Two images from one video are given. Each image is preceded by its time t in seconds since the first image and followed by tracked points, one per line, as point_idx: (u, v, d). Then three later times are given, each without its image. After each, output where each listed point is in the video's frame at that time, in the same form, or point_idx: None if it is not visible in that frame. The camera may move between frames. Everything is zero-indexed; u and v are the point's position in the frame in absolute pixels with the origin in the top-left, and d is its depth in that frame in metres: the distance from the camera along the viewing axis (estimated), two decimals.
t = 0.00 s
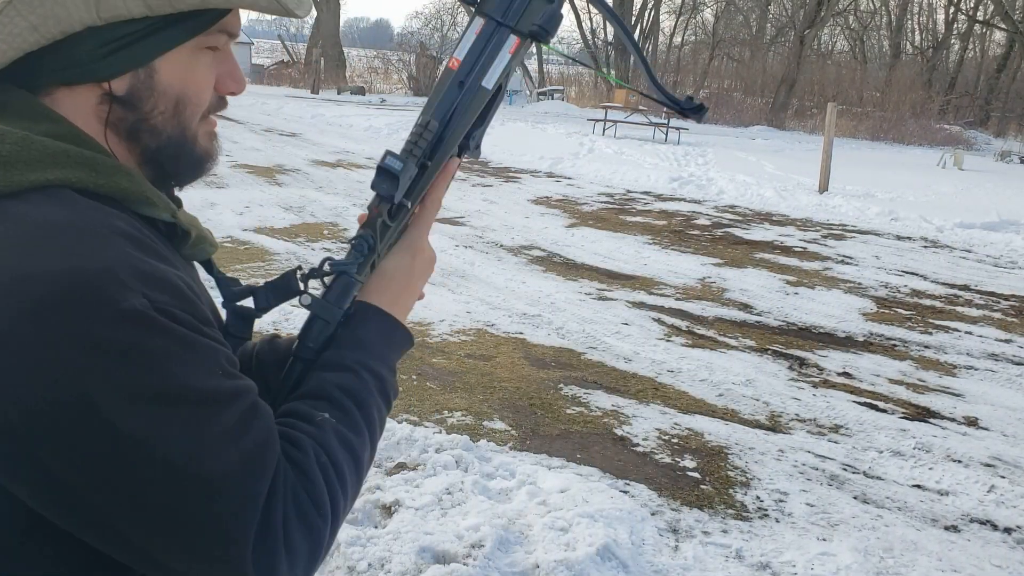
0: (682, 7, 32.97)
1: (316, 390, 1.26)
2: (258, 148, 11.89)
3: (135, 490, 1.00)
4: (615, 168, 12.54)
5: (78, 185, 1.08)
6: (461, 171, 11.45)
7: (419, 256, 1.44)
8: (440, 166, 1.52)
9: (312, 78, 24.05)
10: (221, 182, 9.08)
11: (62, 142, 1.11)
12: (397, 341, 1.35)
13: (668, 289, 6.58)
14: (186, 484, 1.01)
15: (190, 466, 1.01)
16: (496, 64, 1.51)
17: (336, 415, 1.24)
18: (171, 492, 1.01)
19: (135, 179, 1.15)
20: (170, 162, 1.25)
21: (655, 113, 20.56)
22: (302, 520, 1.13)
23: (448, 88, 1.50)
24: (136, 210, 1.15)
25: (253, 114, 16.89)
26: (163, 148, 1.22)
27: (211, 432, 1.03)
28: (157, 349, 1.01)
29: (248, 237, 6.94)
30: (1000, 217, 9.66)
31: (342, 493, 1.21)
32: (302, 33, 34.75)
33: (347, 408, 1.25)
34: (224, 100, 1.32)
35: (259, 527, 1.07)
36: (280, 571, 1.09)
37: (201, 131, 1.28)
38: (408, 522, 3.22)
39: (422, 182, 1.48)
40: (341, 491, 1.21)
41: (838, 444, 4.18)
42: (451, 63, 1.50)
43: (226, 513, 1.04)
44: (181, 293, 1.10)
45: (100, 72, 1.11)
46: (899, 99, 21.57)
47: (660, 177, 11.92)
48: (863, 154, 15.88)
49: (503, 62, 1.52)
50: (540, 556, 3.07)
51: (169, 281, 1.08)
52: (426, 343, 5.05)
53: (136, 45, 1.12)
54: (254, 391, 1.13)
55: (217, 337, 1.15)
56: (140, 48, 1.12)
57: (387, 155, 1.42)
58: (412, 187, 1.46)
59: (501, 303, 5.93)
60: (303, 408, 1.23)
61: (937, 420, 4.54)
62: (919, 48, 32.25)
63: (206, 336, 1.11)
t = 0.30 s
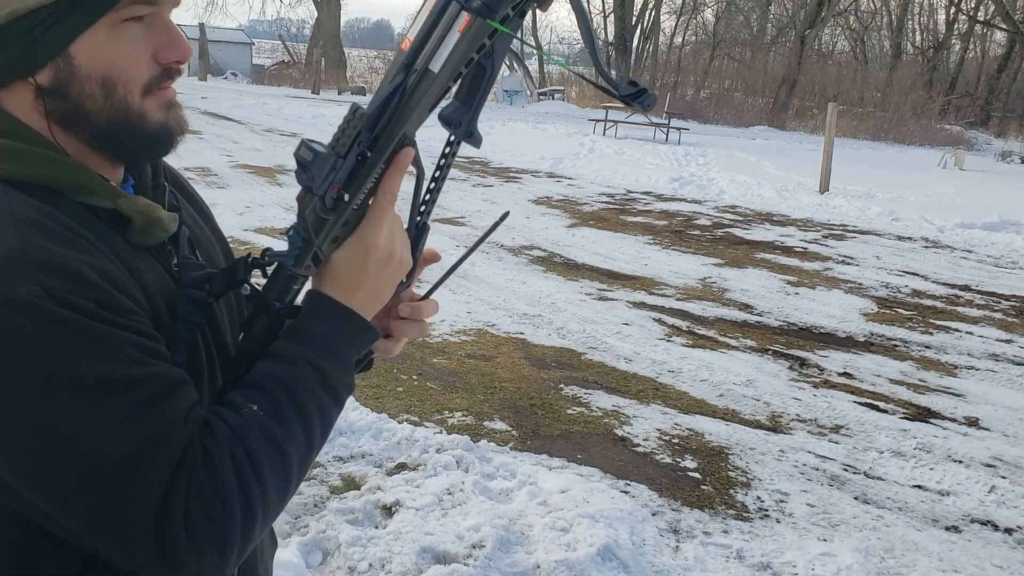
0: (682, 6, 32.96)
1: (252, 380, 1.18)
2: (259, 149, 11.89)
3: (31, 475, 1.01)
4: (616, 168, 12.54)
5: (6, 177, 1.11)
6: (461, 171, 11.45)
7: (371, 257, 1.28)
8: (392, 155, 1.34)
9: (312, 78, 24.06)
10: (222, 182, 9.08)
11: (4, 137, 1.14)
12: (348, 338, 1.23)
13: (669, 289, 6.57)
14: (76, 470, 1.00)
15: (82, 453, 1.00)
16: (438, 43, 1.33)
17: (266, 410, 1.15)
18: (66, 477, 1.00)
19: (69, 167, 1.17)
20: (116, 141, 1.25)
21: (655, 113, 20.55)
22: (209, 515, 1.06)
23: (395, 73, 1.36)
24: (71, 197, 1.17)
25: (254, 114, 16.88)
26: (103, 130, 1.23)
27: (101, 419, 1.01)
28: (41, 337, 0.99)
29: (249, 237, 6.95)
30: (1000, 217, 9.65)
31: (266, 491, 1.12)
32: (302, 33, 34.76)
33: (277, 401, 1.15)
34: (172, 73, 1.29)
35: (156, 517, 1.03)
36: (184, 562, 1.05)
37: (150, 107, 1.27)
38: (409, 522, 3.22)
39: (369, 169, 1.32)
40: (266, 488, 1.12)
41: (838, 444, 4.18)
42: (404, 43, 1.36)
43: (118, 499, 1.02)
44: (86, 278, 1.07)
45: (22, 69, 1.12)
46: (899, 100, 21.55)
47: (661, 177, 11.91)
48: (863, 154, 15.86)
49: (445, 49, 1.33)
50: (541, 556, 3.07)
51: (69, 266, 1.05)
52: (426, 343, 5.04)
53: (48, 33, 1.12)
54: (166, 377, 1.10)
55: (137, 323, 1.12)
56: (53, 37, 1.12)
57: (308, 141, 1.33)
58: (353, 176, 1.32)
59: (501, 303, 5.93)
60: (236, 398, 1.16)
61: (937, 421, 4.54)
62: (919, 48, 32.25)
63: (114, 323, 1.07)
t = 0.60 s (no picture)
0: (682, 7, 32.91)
1: (220, 362, 1.20)
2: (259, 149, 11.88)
3: None
4: (616, 169, 12.53)
5: None
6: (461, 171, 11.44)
7: (333, 240, 1.28)
8: (347, 139, 1.33)
9: (312, 78, 24.06)
10: (222, 183, 9.06)
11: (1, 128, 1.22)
12: (314, 322, 1.24)
13: (669, 289, 6.57)
14: (38, 437, 1.03)
15: (47, 420, 1.03)
16: (382, 28, 1.34)
17: (231, 387, 1.17)
18: (30, 444, 1.04)
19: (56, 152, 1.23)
20: (104, 122, 1.32)
21: (656, 113, 20.51)
22: (168, 484, 1.08)
23: (346, 59, 1.38)
24: (58, 179, 1.23)
25: (253, 115, 16.83)
26: (88, 110, 1.29)
27: (64, 389, 1.04)
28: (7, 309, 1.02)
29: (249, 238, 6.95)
30: (1001, 217, 9.64)
31: (228, 466, 1.13)
32: (302, 34, 34.73)
33: (241, 379, 1.18)
34: (151, 53, 1.36)
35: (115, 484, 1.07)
36: (143, 530, 1.08)
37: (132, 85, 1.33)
38: (409, 522, 3.22)
39: (325, 151, 1.31)
40: (229, 463, 1.13)
41: (838, 444, 4.19)
42: (354, 32, 1.39)
43: (79, 465, 1.05)
44: (57, 256, 1.10)
45: (5, 63, 1.20)
46: (900, 100, 21.53)
47: (661, 177, 11.90)
48: (863, 154, 15.85)
49: (390, 31, 1.33)
50: (541, 556, 3.07)
51: (39, 245, 1.09)
52: (427, 344, 5.04)
53: (22, 26, 1.19)
54: (135, 352, 1.12)
55: (112, 300, 1.15)
56: (28, 28, 1.20)
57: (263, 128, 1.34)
58: (310, 160, 1.31)
59: (501, 303, 5.93)
60: (204, 376, 1.19)
61: (937, 421, 4.54)
62: (919, 48, 32.21)
63: (85, 298, 1.10)
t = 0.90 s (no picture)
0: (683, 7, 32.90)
1: (213, 358, 1.20)
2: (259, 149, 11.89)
3: None
4: (616, 169, 12.53)
5: None
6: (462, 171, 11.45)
7: (323, 237, 1.28)
8: (334, 138, 1.32)
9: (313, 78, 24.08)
10: (222, 183, 9.06)
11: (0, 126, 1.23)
12: (304, 319, 1.25)
13: (669, 289, 6.57)
14: (32, 428, 1.04)
15: (41, 411, 1.04)
16: (367, 26, 1.32)
17: (223, 383, 1.17)
18: (24, 435, 1.04)
19: (54, 150, 1.24)
20: (103, 120, 1.32)
21: (656, 113, 20.51)
22: (160, 478, 1.09)
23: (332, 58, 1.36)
24: (56, 176, 1.23)
25: (253, 115, 16.82)
26: (87, 108, 1.30)
27: (57, 382, 1.05)
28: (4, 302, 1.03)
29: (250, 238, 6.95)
30: (1002, 217, 9.63)
31: (219, 462, 1.13)
32: (303, 35, 34.72)
33: (232, 374, 1.18)
34: (149, 50, 1.37)
35: (107, 477, 1.07)
36: (133, 522, 1.09)
37: (131, 82, 1.34)
38: (410, 522, 3.22)
39: (313, 150, 1.30)
40: (221, 458, 1.13)
41: (838, 444, 4.19)
42: (339, 29, 1.37)
43: (72, 458, 1.05)
44: (54, 250, 1.11)
45: (2, 64, 1.21)
46: (900, 100, 21.51)
47: (662, 177, 11.90)
48: (863, 154, 15.85)
49: (374, 32, 1.31)
50: (542, 556, 3.07)
51: (34, 239, 1.09)
52: (427, 344, 5.04)
53: (17, 28, 1.20)
54: (129, 345, 1.13)
55: (108, 293, 1.16)
56: (24, 29, 1.20)
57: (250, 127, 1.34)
58: (299, 158, 1.31)
59: (501, 303, 5.93)
60: (197, 371, 1.19)
61: (937, 421, 4.54)
62: (920, 48, 32.20)
63: (80, 291, 1.11)
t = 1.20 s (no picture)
0: (683, 8, 32.89)
1: (218, 361, 1.21)
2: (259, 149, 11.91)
3: None
4: (617, 169, 12.53)
5: None
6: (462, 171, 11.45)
7: (332, 243, 1.33)
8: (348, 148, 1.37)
9: (314, 78, 24.10)
10: (224, 183, 9.07)
11: None
12: (314, 324, 1.28)
13: (670, 289, 6.57)
14: (35, 433, 1.04)
15: (42, 417, 1.04)
16: (385, 40, 1.35)
17: (228, 384, 1.18)
18: (26, 440, 1.04)
19: (58, 154, 1.24)
20: (108, 123, 1.34)
21: (656, 112, 20.51)
22: (166, 480, 1.09)
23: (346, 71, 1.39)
24: (58, 182, 1.23)
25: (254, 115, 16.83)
26: (92, 109, 1.31)
27: (59, 385, 1.05)
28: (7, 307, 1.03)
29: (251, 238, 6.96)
30: (1003, 218, 9.62)
31: (228, 463, 1.14)
32: (304, 35, 34.75)
33: (238, 375, 1.19)
34: (150, 51, 1.38)
35: (112, 479, 1.08)
36: (140, 526, 1.09)
37: (135, 84, 1.36)
38: (410, 522, 3.22)
39: (328, 158, 1.34)
40: (229, 459, 1.14)
41: (839, 444, 4.19)
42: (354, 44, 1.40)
43: (76, 461, 1.05)
44: (55, 255, 1.11)
45: (7, 66, 1.20)
46: (901, 100, 21.49)
47: (662, 177, 11.90)
48: (864, 155, 15.85)
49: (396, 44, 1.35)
50: (542, 556, 3.07)
51: (35, 245, 1.10)
52: (429, 344, 5.03)
53: (24, 30, 1.19)
54: (130, 349, 1.14)
55: (108, 299, 1.16)
56: (30, 32, 1.20)
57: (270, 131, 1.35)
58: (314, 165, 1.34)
59: (502, 303, 5.93)
60: (202, 374, 1.20)
61: (938, 421, 4.54)
62: (920, 48, 32.22)
63: (81, 295, 1.11)
